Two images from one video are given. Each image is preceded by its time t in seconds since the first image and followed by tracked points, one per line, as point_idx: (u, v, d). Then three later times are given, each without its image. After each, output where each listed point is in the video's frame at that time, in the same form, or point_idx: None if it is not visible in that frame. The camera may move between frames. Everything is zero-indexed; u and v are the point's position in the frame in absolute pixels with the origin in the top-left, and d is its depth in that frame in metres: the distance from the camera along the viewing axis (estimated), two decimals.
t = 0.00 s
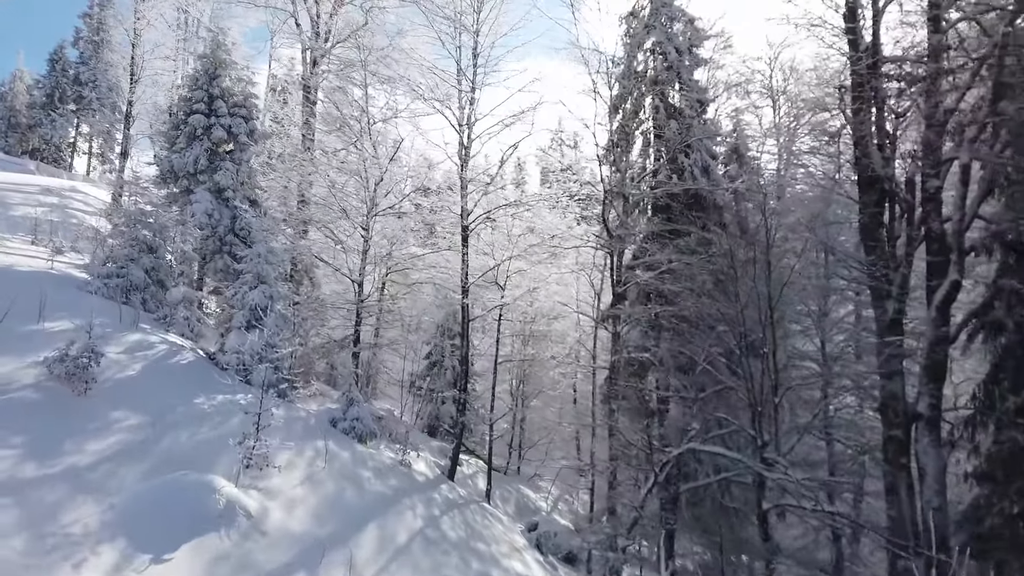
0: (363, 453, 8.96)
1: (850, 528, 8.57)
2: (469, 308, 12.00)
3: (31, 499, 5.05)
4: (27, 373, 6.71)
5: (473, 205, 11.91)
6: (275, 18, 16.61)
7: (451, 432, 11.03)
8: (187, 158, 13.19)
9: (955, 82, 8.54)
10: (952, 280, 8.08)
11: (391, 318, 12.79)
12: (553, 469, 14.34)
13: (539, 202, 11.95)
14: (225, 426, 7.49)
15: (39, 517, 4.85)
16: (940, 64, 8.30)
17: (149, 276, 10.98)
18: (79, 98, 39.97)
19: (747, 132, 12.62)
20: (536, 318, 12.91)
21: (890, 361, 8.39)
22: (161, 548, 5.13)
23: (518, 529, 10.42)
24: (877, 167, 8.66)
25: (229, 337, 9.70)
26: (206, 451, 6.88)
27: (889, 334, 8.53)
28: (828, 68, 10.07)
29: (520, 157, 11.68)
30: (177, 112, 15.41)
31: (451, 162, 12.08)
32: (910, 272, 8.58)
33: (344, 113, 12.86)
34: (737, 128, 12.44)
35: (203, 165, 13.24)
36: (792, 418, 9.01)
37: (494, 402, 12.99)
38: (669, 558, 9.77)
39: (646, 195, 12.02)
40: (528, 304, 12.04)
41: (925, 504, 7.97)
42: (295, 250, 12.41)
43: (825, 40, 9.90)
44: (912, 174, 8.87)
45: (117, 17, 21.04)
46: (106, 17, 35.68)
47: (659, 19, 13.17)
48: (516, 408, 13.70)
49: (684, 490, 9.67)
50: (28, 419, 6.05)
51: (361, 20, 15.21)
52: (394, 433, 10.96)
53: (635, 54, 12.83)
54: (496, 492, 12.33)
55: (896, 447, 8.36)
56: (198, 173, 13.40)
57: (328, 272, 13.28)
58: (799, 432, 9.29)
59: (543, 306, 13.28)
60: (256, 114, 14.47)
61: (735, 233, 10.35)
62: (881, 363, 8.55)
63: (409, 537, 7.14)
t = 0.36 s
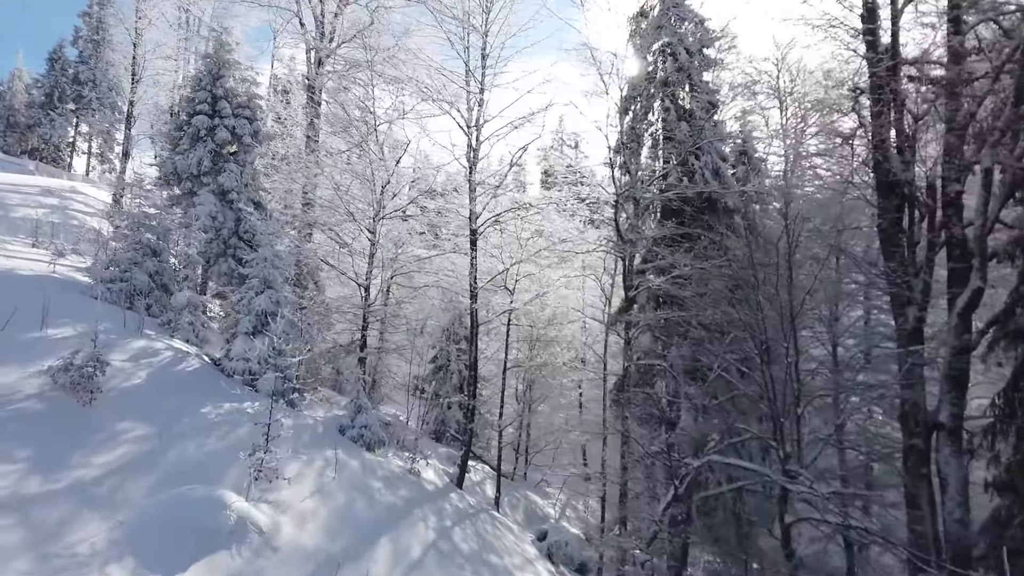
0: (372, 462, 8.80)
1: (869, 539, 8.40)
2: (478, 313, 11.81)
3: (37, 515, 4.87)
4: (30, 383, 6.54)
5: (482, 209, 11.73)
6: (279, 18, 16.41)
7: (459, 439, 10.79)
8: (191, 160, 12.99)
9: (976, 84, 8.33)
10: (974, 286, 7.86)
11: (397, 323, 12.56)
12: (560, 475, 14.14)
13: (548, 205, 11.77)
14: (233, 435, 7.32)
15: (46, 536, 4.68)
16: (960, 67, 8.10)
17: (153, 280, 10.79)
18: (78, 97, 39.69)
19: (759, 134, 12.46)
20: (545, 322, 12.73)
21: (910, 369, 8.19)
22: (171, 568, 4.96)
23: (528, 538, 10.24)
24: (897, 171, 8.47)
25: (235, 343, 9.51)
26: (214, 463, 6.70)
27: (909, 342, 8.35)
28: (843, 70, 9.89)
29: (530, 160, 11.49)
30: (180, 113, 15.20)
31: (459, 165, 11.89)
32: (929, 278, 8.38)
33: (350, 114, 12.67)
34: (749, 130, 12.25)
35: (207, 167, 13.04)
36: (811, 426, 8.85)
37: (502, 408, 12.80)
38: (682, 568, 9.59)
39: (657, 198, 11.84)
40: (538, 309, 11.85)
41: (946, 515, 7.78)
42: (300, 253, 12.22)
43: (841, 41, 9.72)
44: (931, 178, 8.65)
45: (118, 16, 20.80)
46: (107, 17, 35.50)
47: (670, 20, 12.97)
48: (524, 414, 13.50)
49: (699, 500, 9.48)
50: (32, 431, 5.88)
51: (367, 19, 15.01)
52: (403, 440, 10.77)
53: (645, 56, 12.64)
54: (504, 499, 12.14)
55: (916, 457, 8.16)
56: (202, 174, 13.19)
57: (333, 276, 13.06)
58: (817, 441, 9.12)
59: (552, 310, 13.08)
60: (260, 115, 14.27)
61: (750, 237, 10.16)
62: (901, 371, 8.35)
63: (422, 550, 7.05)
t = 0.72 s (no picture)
0: (383, 472, 8.63)
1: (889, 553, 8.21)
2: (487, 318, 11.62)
3: (45, 536, 4.71)
4: (33, 392, 6.37)
5: (491, 213, 11.54)
6: (283, 18, 16.23)
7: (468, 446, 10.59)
8: (195, 162, 12.81)
9: (999, 86, 8.11)
10: (999, 294, 7.61)
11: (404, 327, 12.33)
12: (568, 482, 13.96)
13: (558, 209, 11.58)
14: (242, 447, 7.15)
15: (54, 558, 4.52)
16: (983, 69, 7.88)
17: (157, 284, 10.59)
18: (78, 96, 39.46)
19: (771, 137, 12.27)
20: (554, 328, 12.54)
21: (932, 378, 7.98)
22: None
23: (539, 548, 10.06)
24: (917, 175, 8.27)
25: (242, 351, 9.30)
26: (224, 476, 6.54)
27: (931, 350, 8.13)
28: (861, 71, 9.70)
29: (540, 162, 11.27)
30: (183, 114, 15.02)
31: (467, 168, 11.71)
32: (951, 285, 8.16)
33: (355, 116, 12.48)
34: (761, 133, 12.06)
35: (211, 169, 12.86)
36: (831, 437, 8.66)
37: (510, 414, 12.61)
38: None
39: (670, 202, 11.65)
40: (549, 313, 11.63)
41: (969, 527, 7.43)
42: (305, 257, 12.02)
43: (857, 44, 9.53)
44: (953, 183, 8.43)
45: (120, 16, 20.62)
46: (106, 16, 35.39)
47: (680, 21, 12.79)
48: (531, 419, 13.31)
49: (716, 510, 9.29)
50: (38, 445, 5.71)
51: (373, 20, 14.84)
52: (411, 448, 10.58)
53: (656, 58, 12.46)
54: (513, 507, 11.96)
55: (938, 469, 7.95)
56: (206, 177, 13.02)
57: (338, 281, 12.84)
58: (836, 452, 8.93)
59: (561, 315, 12.88)
60: (265, 116, 14.10)
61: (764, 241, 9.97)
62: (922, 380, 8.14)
63: (436, 567, 6.96)
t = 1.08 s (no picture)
0: (393, 487, 8.44)
1: (911, 570, 8.02)
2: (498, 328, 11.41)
3: (52, 562, 4.54)
4: (39, 408, 6.19)
5: (501, 220, 11.36)
6: (288, 22, 16.07)
7: (477, 459, 10.39)
8: (200, 168, 12.64)
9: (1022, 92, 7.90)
10: None
11: (412, 336, 12.14)
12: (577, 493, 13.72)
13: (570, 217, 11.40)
14: (252, 463, 6.97)
15: None
16: (1006, 75, 7.68)
17: (161, 293, 10.41)
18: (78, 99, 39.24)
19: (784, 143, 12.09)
20: (566, 337, 12.33)
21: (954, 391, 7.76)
22: None
23: (550, 563, 9.82)
24: (940, 184, 8.07)
25: (250, 362, 9.09)
26: (236, 494, 6.37)
27: (955, 364, 7.92)
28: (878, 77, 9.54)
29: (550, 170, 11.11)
30: (187, 119, 14.85)
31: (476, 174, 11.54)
32: (975, 296, 7.92)
33: (362, 121, 12.31)
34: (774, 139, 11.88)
35: (216, 175, 12.69)
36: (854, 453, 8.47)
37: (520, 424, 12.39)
38: None
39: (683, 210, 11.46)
40: (560, 322, 11.44)
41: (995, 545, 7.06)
42: (310, 265, 11.81)
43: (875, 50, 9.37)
44: (977, 193, 8.19)
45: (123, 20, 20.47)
46: (106, 18, 35.25)
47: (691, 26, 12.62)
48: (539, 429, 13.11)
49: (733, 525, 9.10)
50: (44, 464, 5.53)
51: (380, 24, 14.68)
52: (420, 460, 10.35)
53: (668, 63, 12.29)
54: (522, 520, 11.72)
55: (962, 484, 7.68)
56: (210, 183, 12.86)
57: (344, 288, 12.65)
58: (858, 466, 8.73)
59: (572, 324, 12.68)
60: (271, 122, 13.93)
61: (781, 250, 9.79)
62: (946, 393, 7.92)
63: None
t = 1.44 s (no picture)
0: (405, 505, 8.25)
1: None
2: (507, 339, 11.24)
3: None
4: (43, 427, 6.01)
5: (511, 229, 11.21)
6: (293, 29, 15.95)
7: (487, 473, 10.18)
8: (204, 176, 12.49)
9: None
10: None
11: (420, 347, 11.92)
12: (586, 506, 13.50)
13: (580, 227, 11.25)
14: (262, 482, 6.79)
15: None
16: None
17: (166, 304, 10.24)
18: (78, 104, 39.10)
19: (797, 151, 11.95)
20: (575, 348, 12.15)
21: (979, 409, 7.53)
22: None
23: None
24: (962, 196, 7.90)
25: (257, 376, 8.88)
26: (247, 515, 6.19)
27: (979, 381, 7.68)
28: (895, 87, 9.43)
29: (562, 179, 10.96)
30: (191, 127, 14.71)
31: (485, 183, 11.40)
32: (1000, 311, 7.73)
33: (369, 129, 12.18)
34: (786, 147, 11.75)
35: (221, 184, 12.54)
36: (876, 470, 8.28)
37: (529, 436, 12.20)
38: None
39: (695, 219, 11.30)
40: (571, 334, 11.25)
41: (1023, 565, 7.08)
42: (316, 274, 11.63)
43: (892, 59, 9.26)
44: (1001, 205, 8.01)
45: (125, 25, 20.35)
46: (107, 23, 35.25)
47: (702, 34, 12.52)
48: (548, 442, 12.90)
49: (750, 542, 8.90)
50: (50, 487, 5.35)
51: (386, 31, 14.56)
52: (429, 475, 10.14)
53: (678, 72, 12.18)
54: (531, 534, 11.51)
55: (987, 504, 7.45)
56: (215, 192, 12.72)
57: (350, 298, 12.47)
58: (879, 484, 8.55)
59: (582, 334, 12.50)
60: (276, 129, 13.78)
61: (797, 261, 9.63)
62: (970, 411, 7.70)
63: None
